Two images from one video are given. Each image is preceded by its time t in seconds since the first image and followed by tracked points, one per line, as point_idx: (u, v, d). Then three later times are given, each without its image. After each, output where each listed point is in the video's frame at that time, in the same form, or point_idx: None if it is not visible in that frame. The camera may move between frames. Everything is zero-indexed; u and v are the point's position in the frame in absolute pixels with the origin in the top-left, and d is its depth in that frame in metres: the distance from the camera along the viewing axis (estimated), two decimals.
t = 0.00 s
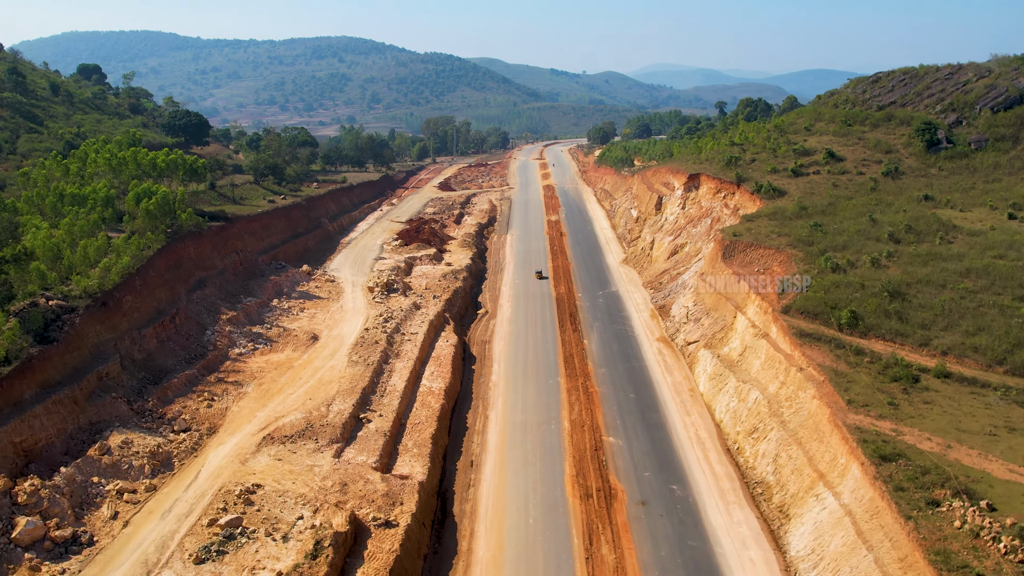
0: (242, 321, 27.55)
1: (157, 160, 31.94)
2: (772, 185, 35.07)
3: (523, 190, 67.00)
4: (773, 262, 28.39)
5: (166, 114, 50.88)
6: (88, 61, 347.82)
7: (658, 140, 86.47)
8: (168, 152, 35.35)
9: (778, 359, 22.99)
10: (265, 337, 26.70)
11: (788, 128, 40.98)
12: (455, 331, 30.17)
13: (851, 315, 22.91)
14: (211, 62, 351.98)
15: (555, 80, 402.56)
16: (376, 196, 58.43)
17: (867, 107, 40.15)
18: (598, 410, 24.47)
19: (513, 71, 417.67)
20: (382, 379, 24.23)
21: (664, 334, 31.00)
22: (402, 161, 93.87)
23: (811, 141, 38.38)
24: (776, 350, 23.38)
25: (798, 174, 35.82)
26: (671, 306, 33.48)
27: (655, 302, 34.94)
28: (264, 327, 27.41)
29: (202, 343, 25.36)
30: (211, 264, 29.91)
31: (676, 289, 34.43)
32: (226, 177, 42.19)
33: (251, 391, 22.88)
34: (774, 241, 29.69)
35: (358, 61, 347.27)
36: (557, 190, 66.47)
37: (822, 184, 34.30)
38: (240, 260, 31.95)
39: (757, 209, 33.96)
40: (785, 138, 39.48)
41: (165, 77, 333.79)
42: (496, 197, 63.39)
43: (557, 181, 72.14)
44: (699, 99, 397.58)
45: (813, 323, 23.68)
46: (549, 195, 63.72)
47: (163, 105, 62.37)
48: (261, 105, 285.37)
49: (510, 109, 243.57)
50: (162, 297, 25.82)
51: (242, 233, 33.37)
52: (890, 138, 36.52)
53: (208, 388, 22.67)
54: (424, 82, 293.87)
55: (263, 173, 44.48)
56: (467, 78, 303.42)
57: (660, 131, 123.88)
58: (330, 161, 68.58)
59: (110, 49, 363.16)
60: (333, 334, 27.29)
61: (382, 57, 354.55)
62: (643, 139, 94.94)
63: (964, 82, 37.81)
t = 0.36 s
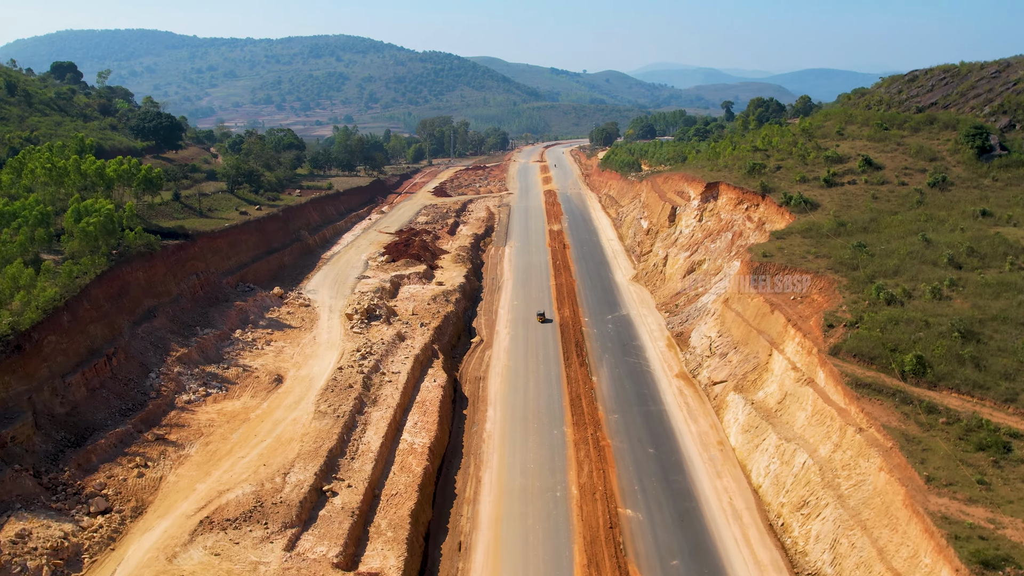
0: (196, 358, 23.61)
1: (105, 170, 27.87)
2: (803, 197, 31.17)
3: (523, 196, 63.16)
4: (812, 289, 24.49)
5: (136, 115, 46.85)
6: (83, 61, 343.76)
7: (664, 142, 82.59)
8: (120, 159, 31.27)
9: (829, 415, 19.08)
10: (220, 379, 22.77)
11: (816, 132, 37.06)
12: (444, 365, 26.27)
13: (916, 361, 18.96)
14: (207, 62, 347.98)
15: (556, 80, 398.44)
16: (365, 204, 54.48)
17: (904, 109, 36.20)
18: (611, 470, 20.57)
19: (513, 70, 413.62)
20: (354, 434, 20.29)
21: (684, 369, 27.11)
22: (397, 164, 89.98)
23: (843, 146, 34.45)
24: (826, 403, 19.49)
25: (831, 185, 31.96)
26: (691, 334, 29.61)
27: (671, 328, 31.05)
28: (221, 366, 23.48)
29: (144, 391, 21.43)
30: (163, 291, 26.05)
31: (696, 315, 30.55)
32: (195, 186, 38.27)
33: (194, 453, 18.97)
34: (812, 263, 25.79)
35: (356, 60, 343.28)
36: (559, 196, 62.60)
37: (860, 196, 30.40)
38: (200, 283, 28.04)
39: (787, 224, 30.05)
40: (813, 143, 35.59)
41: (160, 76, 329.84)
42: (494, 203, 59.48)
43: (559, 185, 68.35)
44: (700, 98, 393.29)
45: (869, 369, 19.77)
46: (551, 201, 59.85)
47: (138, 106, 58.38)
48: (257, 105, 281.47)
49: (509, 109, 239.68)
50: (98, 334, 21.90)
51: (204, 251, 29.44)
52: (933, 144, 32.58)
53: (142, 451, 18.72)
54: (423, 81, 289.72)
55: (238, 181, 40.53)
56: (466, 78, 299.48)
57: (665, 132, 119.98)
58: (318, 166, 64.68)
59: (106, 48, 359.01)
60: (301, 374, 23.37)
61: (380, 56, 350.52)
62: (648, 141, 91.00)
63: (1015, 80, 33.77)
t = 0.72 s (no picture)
0: (132, 411, 19.69)
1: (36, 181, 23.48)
2: (843, 210, 27.31)
3: (523, 200, 59.15)
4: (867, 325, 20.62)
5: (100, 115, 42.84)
6: (78, 57, 340.01)
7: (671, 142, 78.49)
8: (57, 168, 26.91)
9: (906, 498, 15.17)
10: (157, 438, 18.89)
11: (850, 134, 33.15)
12: (430, 411, 22.42)
13: (1016, 431, 14.95)
14: (203, 58, 343.27)
15: (556, 76, 393.23)
16: (353, 210, 50.51)
17: (950, 110, 32.31)
18: (631, 555, 16.75)
19: (513, 66, 409.37)
20: (315, 515, 16.37)
21: (710, 414, 23.28)
22: (391, 165, 86.18)
23: (884, 153, 30.58)
24: (901, 480, 15.56)
25: (873, 197, 28.10)
26: (716, 370, 25.74)
27: (692, 361, 27.17)
28: (160, 420, 19.57)
29: (60, 457, 17.16)
30: (99, 324, 22.11)
31: (720, 347, 26.69)
32: (158, 195, 34.38)
33: (109, 546, 15.00)
34: (863, 292, 21.91)
35: (354, 57, 338.50)
36: (561, 200, 58.62)
37: (909, 210, 26.56)
38: (148, 313, 24.18)
39: (826, 242, 26.23)
40: (849, 148, 31.72)
41: (155, 73, 325.19)
42: (491, 209, 55.50)
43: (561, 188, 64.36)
44: (703, 95, 388.23)
45: (952, 437, 15.81)
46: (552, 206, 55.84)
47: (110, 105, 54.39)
48: (253, 102, 277.10)
49: (509, 106, 235.23)
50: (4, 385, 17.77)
51: (155, 274, 25.57)
52: (989, 149, 28.68)
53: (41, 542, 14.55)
54: (421, 78, 285.39)
55: (207, 188, 36.62)
56: (465, 74, 294.85)
57: (670, 131, 115.73)
58: (304, 168, 60.67)
59: (100, 44, 354.29)
60: (257, 430, 19.49)
61: (379, 53, 345.78)
62: (653, 141, 87.13)
63: None
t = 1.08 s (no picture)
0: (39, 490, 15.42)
1: None
2: (896, 228, 23.47)
3: (522, 205, 55.17)
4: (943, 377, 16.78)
5: (56, 115, 38.84)
6: (72, 53, 335.49)
7: (678, 142, 74.36)
8: None
9: None
10: (62, 525, 14.85)
11: (893, 139, 29.29)
12: (409, 478, 18.58)
13: None
14: (199, 54, 338.78)
15: (557, 73, 388.43)
16: (338, 218, 46.56)
17: (1008, 111, 28.44)
18: None
19: (513, 63, 404.93)
20: None
21: (746, 478, 19.45)
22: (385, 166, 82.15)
23: (936, 160, 26.74)
24: None
25: (929, 213, 24.18)
26: (748, 419, 21.90)
27: (719, 405, 23.32)
28: (70, 499, 15.60)
29: None
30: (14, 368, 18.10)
31: (752, 390, 22.83)
32: (110, 208, 30.50)
33: None
34: (935, 334, 18.08)
35: (352, 53, 333.91)
36: (564, 205, 54.60)
37: (974, 229, 22.72)
38: (76, 354, 20.30)
39: (878, 268, 22.39)
40: (893, 155, 27.90)
41: (150, 69, 320.76)
42: (488, 215, 51.51)
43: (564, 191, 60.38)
44: (705, 92, 383.17)
45: None
46: (554, 211, 51.86)
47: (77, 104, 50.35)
48: (249, 99, 272.83)
49: (509, 103, 230.81)
50: None
51: (89, 306, 21.69)
52: None
53: None
54: (420, 74, 280.93)
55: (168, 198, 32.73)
56: (464, 71, 290.28)
57: (675, 129, 111.38)
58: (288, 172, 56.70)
59: (95, 40, 349.71)
60: (191, 515, 15.66)
61: (377, 48, 341.06)
62: (659, 141, 83.18)
63: None
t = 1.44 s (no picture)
0: None
1: None
2: (969, 256, 19.61)
3: (522, 211, 51.22)
4: None
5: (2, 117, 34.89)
6: (67, 50, 331.48)
7: (687, 143, 70.28)
8: None
9: None
10: None
11: (950, 146, 25.39)
12: None
13: None
14: (195, 52, 335.11)
15: (558, 70, 383.56)
16: (320, 228, 42.58)
17: None
18: None
19: (513, 60, 400.72)
20: None
21: None
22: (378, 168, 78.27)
23: (1005, 173, 22.86)
24: None
25: (1005, 238, 20.31)
26: (795, 492, 18.03)
27: (757, 470, 19.47)
28: None
29: None
30: None
31: (797, 452, 18.98)
32: (48, 226, 26.59)
33: None
34: None
35: (350, 50, 329.48)
36: (567, 211, 50.58)
37: None
38: None
39: (951, 305, 18.52)
40: (953, 166, 24.05)
41: (146, 66, 316.79)
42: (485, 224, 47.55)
43: (566, 196, 56.39)
44: (708, 89, 378.45)
45: None
46: (556, 219, 47.89)
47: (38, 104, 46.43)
48: (245, 97, 268.70)
49: (509, 101, 226.46)
50: None
51: None
52: None
53: None
54: (419, 72, 276.80)
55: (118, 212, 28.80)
56: (464, 68, 285.78)
57: (682, 129, 107.13)
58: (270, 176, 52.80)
59: (91, 37, 345.56)
60: None
61: (375, 45, 336.56)
62: (666, 141, 79.20)
63: None
